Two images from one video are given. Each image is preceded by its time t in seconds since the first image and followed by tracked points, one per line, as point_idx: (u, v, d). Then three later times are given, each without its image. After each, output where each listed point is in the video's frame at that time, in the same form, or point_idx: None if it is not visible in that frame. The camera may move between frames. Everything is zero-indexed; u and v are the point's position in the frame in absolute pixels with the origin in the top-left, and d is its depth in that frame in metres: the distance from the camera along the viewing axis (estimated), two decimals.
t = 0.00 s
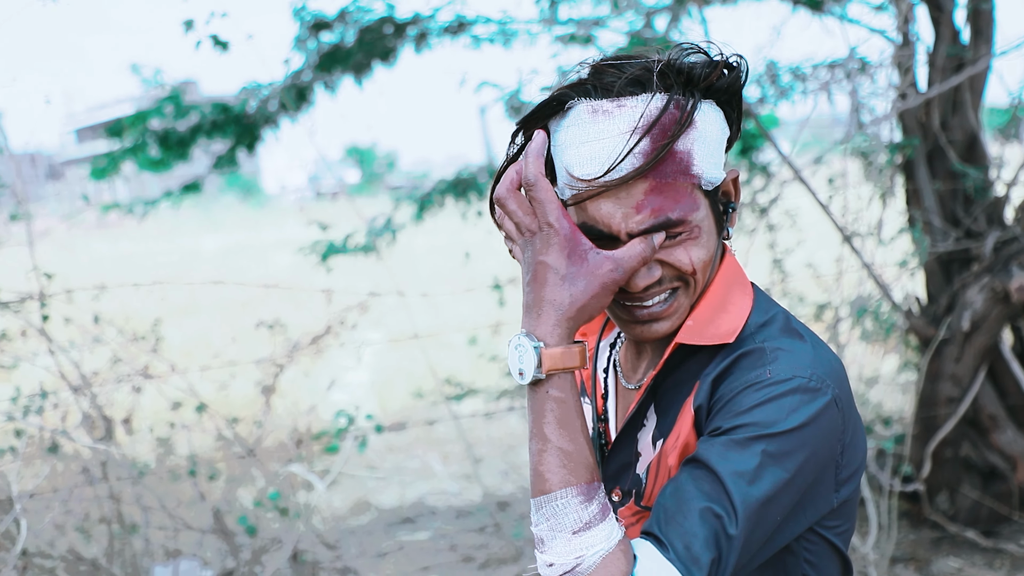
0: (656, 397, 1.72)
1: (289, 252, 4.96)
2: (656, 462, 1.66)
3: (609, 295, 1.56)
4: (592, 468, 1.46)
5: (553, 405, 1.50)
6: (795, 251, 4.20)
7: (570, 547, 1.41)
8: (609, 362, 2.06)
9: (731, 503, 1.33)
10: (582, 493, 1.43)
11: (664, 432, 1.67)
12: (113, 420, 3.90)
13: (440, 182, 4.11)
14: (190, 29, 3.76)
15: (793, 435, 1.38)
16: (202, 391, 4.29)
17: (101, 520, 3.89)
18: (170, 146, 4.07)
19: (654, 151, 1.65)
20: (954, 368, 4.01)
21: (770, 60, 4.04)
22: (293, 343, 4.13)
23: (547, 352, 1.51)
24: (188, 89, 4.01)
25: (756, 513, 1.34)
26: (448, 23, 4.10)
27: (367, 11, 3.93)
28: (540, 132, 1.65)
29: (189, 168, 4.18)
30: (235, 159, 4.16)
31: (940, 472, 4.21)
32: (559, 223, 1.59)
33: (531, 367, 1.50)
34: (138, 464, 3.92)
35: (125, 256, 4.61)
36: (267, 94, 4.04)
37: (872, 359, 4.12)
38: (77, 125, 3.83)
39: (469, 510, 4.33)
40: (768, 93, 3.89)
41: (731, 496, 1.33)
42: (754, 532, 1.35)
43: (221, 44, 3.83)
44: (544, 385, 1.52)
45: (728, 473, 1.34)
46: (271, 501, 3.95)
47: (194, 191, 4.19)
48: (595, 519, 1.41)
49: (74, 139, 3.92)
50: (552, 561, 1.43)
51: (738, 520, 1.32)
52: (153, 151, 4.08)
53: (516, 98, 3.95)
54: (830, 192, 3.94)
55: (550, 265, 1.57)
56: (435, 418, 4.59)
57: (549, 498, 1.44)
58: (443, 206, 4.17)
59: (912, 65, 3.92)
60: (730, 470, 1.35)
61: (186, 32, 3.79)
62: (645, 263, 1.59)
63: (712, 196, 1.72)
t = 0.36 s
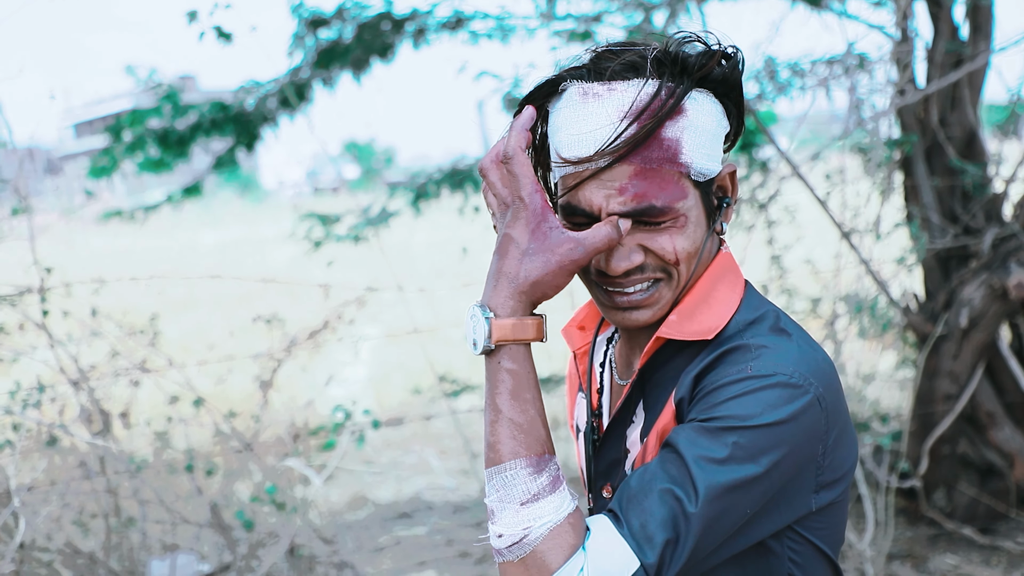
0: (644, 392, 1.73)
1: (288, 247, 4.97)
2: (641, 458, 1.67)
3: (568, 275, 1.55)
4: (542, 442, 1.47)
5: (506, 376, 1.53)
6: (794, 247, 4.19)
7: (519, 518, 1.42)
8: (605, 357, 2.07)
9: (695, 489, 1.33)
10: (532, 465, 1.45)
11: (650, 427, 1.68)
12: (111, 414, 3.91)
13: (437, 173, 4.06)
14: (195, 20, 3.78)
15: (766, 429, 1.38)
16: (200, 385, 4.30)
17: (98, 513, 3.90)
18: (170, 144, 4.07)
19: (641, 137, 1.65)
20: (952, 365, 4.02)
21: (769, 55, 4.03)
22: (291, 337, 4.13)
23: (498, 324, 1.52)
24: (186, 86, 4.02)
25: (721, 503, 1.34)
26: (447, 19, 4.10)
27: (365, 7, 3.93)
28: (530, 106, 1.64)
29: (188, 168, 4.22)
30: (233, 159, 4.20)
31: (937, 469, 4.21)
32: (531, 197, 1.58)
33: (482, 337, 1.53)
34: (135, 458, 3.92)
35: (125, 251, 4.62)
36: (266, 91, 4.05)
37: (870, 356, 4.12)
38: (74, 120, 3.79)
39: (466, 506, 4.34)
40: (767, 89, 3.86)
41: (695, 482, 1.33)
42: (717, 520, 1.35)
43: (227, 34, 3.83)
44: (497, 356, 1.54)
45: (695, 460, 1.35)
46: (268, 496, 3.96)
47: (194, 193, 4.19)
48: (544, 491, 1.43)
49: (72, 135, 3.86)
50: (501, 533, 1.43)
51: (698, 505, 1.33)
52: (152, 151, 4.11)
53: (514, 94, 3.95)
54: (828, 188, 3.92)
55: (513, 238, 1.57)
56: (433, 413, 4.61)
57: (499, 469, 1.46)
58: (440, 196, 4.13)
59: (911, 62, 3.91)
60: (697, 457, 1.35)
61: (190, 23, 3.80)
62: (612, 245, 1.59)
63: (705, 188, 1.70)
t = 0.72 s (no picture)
0: (653, 390, 1.74)
1: (298, 243, 4.99)
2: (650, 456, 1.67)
3: (516, 266, 1.64)
4: (506, 424, 1.56)
5: (465, 361, 1.62)
6: (804, 243, 4.18)
7: (488, 496, 1.49)
8: (614, 354, 2.07)
9: (683, 477, 1.36)
10: (496, 445, 1.53)
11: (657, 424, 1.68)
12: (121, 408, 3.92)
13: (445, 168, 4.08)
14: (207, 16, 3.80)
15: (762, 424, 1.38)
16: (210, 380, 4.32)
17: (109, 507, 3.92)
18: (181, 142, 4.09)
19: (664, 121, 1.64)
20: (963, 361, 4.01)
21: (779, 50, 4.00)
22: (300, 333, 4.14)
23: (448, 310, 1.62)
24: (197, 82, 4.03)
25: (708, 493, 1.36)
26: (455, 15, 4.10)
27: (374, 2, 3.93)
28: (496, 104, 1.76)
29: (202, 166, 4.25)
30: (246, 159, 4.22)
31: (948, 466, 4.19)
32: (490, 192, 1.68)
33: (435, 326, 1.64)
34: (145, 453, 3.93)
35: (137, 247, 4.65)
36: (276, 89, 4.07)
37: (881, 352, 4.10)
38: (85, 116, 3.88)
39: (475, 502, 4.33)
40: (775, 85, 3.87)
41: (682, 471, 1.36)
42: (704, 510, 1.37)
43: (239, 31, 3.86)
44: (455, 343, 1.64)
45: (684, 449, 1.38)
46: (277, 491, 3.97)
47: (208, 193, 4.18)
48: (509, 468, 1.51)
49: (83, 131, 3.95)
50: (474, 514, 1.49)
51: (679, 489, 1.36)
52: (163, 147, 4.13)
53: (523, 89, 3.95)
54: (839, 184, 3.90)
55: (465, 229, 1.67)
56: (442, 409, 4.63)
57: (466, 451, 1.54)
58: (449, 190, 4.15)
59: (921, 57, 3.89)
60: (686, 447, 1.38)
61: (203, 19, 3.81)
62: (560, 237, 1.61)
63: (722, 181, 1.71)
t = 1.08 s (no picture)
0: (670, 384, 1.73)
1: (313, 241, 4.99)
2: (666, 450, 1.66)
3: (451, 292, 1.73)
4: (478, 426, 1.58)
5: (428, 380, 1.65)
6: (820, 240, 4.17)
7: (473, 493, 1.50)
8: (632, 349, 2.06)
9: (702, 463, 1.36)
10: (472, 444, 1.55)
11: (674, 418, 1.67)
12: (137, 405, 3.92)
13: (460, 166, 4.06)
14: (215, 16, 3.80)
15: (783, 411, 1.37)
16: (225, 377, 4.32)
17: (125, 503, 3.93)
18: (197, 138, 4.08)
19: (726, 78, 1.66)
20: (980, 358, 4.00)
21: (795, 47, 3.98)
22: (315, 329, 4.14)
23: (400, 342, 1.68)
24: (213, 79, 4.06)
25: (728, 479, 1.35)
26: (471, 11, 4.10)
27: None
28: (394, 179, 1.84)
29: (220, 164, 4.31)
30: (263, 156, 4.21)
31: (965, 464, 4.18)
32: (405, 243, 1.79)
33: (393, 366, 1.68)
34: (161, 449, 3.94)
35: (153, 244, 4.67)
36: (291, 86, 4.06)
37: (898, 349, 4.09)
38: (102, 114, 3.87)
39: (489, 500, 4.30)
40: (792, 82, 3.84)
41: (701, 457, 1.36)
42: (723, 497, 1.35)
43: (247, 30, 3.86)
44: (415, 370, 1.67)
45: (705, 436, 1.38)
46: (293, 487, 3.97)
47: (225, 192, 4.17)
48: (488, 460, 1.52)
49: (100, 128, 3.94)
50: (469, 519, 1.49)
51: (696, 474, 1.35)
52: (181, 143, 4.11)
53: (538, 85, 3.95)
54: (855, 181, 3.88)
55: (397, 285, 1.76)
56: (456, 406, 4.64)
57: (446, 463, 1.56)
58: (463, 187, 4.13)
59: (939, 53, 3.87)
60: (706, 434, 1.38)
61: (209, 20, 3.82)
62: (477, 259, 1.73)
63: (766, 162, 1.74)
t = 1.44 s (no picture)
0: (673, 382, 1.72)
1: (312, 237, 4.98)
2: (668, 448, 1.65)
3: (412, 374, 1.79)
4: (460, 477, 1.60)
5: (406, 452, 1.66)
6: (819, 236, 4.16)
7: (470, 531, 1.51)
8: (634, 347, 2.05)
9: (706, 459, 1.35)
10: (460, 490, 1.57)
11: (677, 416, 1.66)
12: (136, 403, 3.91)
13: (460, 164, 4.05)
14: (216, 13, 3.78)
15: (787, 405, 1.36)
16: (224, 374, 4.31)
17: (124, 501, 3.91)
18: (196, 128, 4.06)
19: (725, 70, 1.65)
20: (979, 354, 4.00)
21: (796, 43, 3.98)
22: (314, 326, 4.13)
23: (375, 423, 1.69)
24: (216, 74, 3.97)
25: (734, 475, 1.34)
26: (471, 7, 4.08)
27: None
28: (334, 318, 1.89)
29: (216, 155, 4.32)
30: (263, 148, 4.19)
31: (965, 459, 4.19)
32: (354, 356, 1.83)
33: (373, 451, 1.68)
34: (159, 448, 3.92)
35: (152, 241, 4.65)
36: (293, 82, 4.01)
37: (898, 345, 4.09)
38: (102, 111, 3.85)
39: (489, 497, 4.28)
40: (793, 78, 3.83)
41: (706, 453, 1.35)
42: (730, 494, 1.34)
43: (248, 28, 3.84)
44: (393, 445, 1.68)
45: (709, 433, 1.37)
46: (292, 484, 3.97)
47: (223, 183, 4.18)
48: (477, 499, 1.54)
49: (100, 125, 3.92)
50: (472, 559, 1.50)
51: (702, 471, 1.34)
52: (179, 132, 4.10)
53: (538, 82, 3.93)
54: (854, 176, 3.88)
55: (359, 393, 1.77)
56: (456, 403, 4.63)
57: (440, 516, 1.56)
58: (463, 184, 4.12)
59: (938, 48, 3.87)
60: (711, 431, 1.37)
61: (212, 16, 3.80)
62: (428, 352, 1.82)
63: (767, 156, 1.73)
